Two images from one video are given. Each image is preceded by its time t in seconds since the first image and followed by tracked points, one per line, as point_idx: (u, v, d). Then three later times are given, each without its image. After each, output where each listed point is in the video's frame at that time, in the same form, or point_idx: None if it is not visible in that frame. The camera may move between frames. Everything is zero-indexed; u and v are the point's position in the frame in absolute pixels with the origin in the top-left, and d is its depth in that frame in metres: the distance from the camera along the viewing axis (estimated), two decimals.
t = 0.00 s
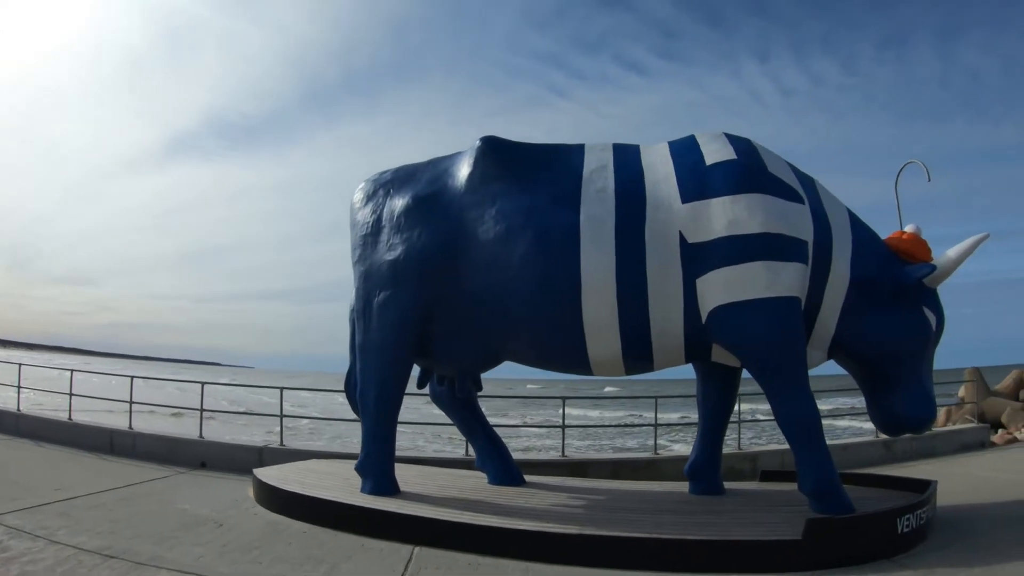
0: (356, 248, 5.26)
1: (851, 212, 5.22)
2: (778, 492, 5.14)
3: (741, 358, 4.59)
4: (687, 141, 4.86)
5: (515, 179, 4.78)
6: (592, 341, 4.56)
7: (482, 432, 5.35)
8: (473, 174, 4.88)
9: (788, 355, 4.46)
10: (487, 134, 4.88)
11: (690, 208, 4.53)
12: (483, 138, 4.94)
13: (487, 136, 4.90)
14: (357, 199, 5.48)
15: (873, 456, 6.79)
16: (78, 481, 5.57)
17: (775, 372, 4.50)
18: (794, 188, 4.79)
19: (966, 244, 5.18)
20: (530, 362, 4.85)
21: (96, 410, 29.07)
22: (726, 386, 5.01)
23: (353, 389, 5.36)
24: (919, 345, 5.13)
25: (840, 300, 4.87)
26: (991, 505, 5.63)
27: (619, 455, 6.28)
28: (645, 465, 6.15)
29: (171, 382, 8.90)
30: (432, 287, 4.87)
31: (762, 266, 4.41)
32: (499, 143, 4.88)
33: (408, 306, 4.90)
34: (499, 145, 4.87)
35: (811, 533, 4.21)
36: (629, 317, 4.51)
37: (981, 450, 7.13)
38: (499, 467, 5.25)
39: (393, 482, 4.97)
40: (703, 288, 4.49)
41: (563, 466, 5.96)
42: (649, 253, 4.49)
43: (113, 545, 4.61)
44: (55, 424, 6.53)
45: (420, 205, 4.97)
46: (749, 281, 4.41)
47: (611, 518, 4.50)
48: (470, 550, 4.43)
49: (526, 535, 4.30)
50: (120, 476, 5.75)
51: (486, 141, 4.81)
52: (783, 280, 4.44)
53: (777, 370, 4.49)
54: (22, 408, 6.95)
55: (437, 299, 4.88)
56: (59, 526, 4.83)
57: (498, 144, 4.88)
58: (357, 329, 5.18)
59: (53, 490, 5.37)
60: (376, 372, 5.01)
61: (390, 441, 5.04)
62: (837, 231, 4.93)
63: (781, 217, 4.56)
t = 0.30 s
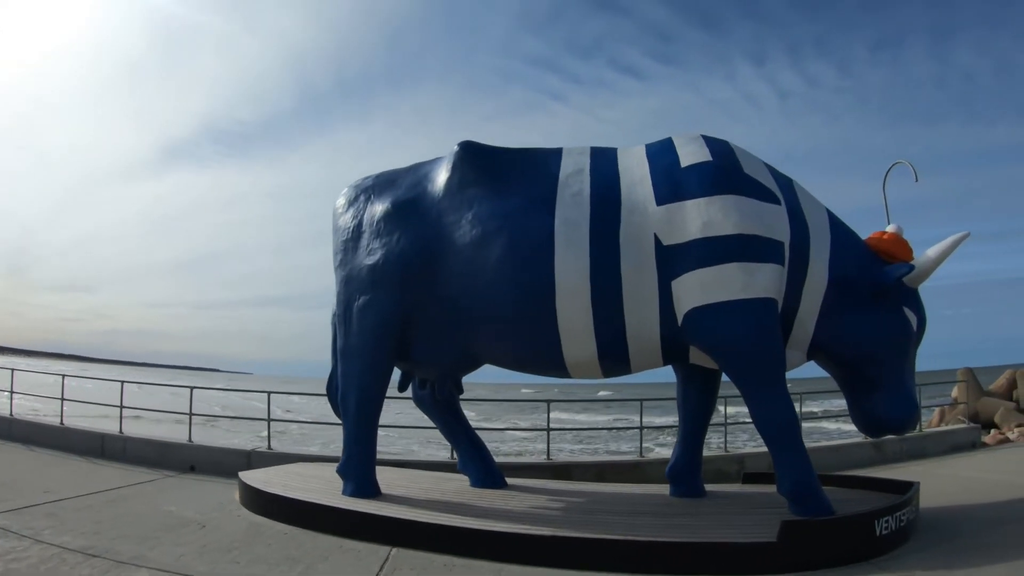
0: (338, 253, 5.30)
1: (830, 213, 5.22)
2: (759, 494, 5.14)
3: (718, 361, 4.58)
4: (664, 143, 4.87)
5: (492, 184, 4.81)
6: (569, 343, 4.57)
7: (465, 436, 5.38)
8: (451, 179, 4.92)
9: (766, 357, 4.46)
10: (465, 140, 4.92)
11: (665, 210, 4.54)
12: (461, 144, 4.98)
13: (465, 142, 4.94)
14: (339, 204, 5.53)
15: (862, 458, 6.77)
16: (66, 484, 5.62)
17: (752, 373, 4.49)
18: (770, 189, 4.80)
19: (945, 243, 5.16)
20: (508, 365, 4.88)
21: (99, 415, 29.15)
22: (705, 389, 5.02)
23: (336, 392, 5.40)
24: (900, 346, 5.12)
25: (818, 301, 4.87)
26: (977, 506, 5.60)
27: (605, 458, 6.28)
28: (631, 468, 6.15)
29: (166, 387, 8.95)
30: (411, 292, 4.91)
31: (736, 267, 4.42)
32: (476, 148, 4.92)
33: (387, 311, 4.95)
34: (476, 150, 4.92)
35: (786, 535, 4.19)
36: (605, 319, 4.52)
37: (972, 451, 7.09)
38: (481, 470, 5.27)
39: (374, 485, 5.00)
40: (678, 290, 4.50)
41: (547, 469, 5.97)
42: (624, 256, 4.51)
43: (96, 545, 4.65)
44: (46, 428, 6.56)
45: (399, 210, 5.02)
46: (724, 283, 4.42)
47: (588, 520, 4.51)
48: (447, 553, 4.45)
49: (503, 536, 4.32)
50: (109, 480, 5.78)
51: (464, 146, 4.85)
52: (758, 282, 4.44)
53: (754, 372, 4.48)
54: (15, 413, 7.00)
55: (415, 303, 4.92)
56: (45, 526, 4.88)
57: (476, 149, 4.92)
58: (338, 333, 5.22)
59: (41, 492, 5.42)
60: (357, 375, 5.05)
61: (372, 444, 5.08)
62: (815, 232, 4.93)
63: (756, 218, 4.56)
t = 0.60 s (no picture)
0: (322, 254, 5.36)
1: (813, 211, 5.19)
2: (742, 494, 5.12)
3: (696, 360, 4.56)
4: (643, 142, 4.87)
5: (470, 186, 4.85)
6: (545, 343, 4.59)
7: (449, 436, 5.41)
8: (431, 182, 4.96)
9: (743, 357, 4.43)
10: (445, 142, 4.97)
11: (642, 209, 4.54)
12: (442, 146, 5.02)
13: (445, 144, 4.98)
14: (324, 207, 5.58)
15: (854, 458, 6.72)
16: (58, 483, 5.70)
17: (730, 374, 4.46)
18: (750, 187, 4.78)
19: (929, 240, 5.12)
20: (488, 365, 4.90)
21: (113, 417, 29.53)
22: (687, 389, 5.01)
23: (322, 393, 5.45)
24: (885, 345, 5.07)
25: (799, 300, 4.85)
26: (967, 505, 5.55)
27: (593, 459, 6.27)
28: (619, 469, 6.14)
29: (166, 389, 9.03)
30: (391, 293, 4.94)
31: (712, 266, 4.40)
32: (456, 150, 4.96)
33: (369, 311, 4.99)
34: (456, 152, 4.96)
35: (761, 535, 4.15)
36: (582, 319, 4.53)
37: (967, 451, 7.02)
38: (465, 469, 5.29)
39: (357, 484, 5.04)
40: (655, 289, 4.49)
41: (534, 469, 5.98)
42: (600, 255, 4.51)
43: (83, 540, 4.73)
44: (43, 430, 6.65)
45: (380, 212, 5.07)
46: (701, 282, 4.40)
47: (566, 519, 4.52)
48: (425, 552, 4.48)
49: (479, 535, 4.33)
50: (101, 480, 5.85)
51: (443, 148, 4.89)
52: (736, 281, 4.43)
53: (732, 372, 4.45)
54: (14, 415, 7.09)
55: (395, 304, 4.96)
56: (35, 522, 4.97)
57: (455, 151, 4.96)
58: (322, 333, 5.27)
59: (34, 492, 5.50)
60: (339, 376, 5.10)
61: (355, 443, 5.12)
62: (795, 231, 4.91)
63: (733, 217, 4.54)
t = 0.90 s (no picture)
0: (303, 256, 5.39)
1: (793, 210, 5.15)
2: (723, 496, 5.08)
3: (672, 361, 4.53)
4: (620, 141, 4.87)
5: (447, 186, 4.87)
6: (520, 343, 4.58)
7: (431, 436, 5.41)
8: (409, 183, 4.99)
9: (721, 359, 4.40)
10: (423, 143, 4.99)
11: (616, 209, 4.53)
12: (420, 147, 5.05)
13: (423, 145, 5.01)
14: (307, 209, 5.62)
15: (844, 459, 6.66)
16: (46, 484, 5.74)
17: (707, 374, 4.42)
18: (727, 186, 4.75)
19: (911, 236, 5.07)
20: (465, 366, 4.90)
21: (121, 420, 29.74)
22: (666, 390, 4.99)
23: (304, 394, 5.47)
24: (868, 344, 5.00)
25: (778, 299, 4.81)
26: (953, 505, 5.51)
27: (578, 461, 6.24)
28: (604, 470, 6.11)
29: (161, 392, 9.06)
30: (370, 294, 4.96)
31: (686, 265, 4.38)
32: (434, 151, 4.99)
33: (348, 313, 5.01)
34: (434, 154, 4.98)
35: (737, 538, 4.09)
36: (556, 319, 4.52)
37: (960, 451, 6.96)
38: (446, 470, 5.30)
39: (337, 485, 5.06)
40: (629, 290, 4.47)
41: (519, 470, 5.98)
42: (574, 255, 4.50)
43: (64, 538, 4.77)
44: (34, 432, 6.68)
45: (359, 213, 5.10)
46: (675, 281, 4.38)
47: (541, 521, 4.53)
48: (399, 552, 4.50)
49: (453, 535, 4.34)
50: (88, 480, 5.88)
51: (420, 149, 4.91)
52: (710, 280, 4.39)
53: (709, 373, 4.41)
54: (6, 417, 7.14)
55: (373, 305, 4.97)
56: (19, 520, 5.02)
57: (433, 152, 4.99)
58: (303, 334, 5.30)
59: (20, 491, 5.54)
60: (319, 376, 5.12)
61: (335, 444, 5.14)
62: (774, 229, 4.87)
63: (708, 215, 4.50)
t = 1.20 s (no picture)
0: (281, 259, 5.37)
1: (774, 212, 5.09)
2: (704, 501, 5.00)
3: (647, 364, 4.46)
4: (596, 143, 4.82)
5: (422, 190, 4.84)
6: (493, 346, 4.54)
7: (409, 441, 5.38)
8: (385, 186, 4.97)
9: (698, 360, 4.33)
10: (398, 147, 4.97)
11: (590, 211, 4.47)
12: (396, 150, 5.04)
13: (399, 148, 4.99)
14: (286, 212, 5.60)
15: (832, 463, 6.58)
16: (26, 486, 5.65)
17: (683, 375, 4.35)
18: (703, 187, 4.67)
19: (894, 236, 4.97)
20: (441, 370, 4.87)
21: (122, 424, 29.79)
22: (645, 393, 4.92)
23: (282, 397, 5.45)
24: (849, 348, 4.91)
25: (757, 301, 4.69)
26: (939, 510, 5.44)
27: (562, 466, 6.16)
28: (587, 475, 6.04)
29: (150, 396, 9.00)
30: (345, 297, 4.95)
31: (661, 268, 4.30)
32: (410, 154, 4.97)
33: (323, 317, 4.99)
34: (410, 157, 4.97)
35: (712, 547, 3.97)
36: (529, 321, 4.47)
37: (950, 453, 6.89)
38: (424, 475, 5.27)
39: (313, 490, 5.05)
40: (604, 293, 4.40)
41: (501, 475, 5.93)
42: (548, 257, 4.45)
43: (38, 540, 4.74)
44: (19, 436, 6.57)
45: (336, 217, 5.08)
46: (649, 285, 4.31)
47: (516, 527, 4.48)
48: (373, 557, 4.49)
49: (424, 542, 4.34)
50: (69, 483, 5.76)
51: (395, 152, 4.89)
52: (685, 283, 4.32)
53: (684, 375, 4.35)
54: None
55: (348, 309, 4.95)
56: None
57: (409, 155, 4.97)
58: (280, 338, 5.28)
59: None
60: (295, 380, 5.11)
61: (311, 448, 5.12)
62: (752, 230, 4.78)
63: (684, 216, 4.43)
